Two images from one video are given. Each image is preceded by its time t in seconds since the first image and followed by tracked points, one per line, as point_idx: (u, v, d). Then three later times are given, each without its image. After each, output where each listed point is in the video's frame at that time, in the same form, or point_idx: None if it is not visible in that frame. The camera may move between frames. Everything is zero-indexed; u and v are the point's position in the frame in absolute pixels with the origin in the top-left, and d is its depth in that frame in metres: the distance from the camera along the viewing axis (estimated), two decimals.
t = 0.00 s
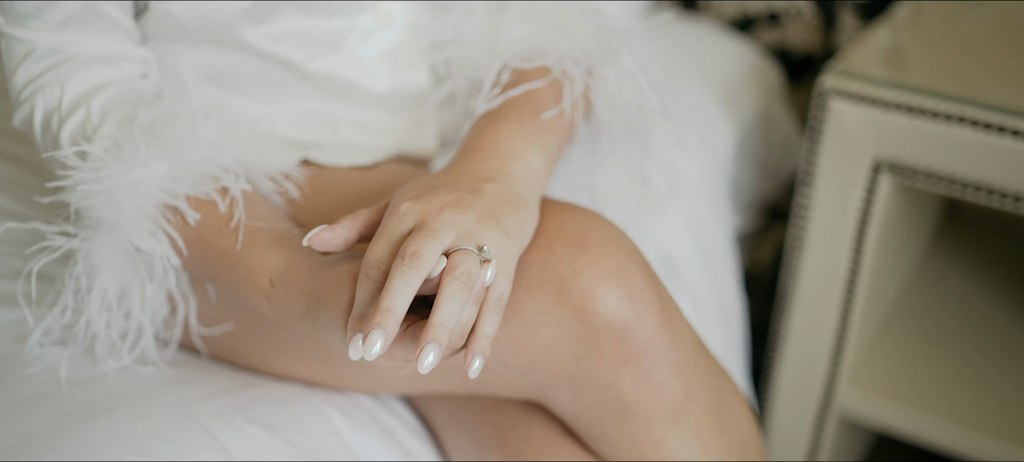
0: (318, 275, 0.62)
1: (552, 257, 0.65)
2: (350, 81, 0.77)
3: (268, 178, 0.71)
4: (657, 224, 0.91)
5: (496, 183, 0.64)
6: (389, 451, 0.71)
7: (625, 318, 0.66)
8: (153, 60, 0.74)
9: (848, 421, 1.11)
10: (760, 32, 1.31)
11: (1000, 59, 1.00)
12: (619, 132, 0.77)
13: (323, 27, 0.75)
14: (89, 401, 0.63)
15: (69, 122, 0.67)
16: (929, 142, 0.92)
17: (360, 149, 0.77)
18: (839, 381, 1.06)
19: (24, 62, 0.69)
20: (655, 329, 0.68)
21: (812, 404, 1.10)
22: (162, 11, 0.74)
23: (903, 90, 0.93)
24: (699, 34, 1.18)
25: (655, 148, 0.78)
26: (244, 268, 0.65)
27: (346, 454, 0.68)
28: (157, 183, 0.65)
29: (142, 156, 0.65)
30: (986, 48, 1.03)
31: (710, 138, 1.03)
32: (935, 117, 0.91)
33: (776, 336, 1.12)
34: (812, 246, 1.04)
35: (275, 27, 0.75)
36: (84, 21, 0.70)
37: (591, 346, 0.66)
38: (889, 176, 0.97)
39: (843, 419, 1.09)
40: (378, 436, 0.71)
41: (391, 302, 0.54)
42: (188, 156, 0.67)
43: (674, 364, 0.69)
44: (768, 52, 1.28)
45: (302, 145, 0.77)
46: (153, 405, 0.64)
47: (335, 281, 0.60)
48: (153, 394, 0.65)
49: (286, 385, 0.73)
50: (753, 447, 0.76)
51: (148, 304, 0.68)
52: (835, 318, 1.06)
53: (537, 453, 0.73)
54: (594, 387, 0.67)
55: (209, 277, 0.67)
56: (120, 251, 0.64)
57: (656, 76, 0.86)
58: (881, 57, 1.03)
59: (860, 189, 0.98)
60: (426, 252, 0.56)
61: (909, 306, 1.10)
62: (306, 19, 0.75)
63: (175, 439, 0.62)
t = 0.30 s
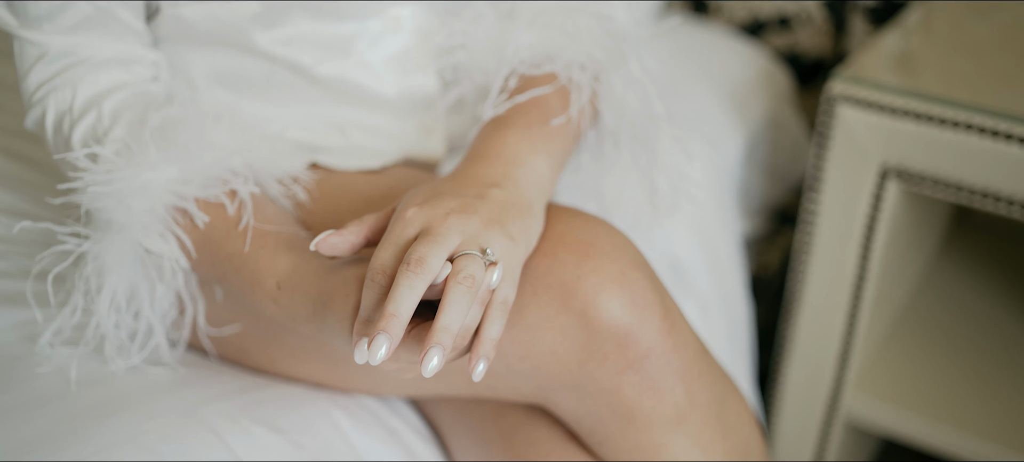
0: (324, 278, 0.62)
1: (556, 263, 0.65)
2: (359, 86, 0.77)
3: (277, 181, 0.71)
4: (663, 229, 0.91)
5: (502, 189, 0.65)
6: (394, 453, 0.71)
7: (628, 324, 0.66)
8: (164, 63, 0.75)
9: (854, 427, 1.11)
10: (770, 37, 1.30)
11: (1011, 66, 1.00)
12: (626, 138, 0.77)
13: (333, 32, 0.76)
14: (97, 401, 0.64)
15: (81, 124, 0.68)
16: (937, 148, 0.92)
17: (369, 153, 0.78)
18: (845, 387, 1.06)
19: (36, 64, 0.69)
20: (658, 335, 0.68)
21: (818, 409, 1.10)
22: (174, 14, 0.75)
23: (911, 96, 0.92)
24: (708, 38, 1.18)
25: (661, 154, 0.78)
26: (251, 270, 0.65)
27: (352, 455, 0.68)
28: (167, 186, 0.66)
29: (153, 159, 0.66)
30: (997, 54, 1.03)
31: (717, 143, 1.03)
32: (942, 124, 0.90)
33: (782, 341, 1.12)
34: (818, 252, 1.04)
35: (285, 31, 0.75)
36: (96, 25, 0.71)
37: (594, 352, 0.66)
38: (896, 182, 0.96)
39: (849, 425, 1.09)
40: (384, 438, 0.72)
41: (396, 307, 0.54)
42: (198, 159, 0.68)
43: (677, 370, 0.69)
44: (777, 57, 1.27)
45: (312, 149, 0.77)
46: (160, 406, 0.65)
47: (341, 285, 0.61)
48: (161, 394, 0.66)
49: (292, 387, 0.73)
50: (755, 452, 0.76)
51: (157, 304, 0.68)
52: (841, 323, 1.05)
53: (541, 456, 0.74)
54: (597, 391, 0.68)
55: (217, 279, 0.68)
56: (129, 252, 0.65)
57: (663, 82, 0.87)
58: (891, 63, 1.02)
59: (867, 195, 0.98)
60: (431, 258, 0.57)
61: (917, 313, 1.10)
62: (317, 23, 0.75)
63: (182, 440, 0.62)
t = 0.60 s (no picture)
0: (323, 285, 0.63)
1: (552, 270, 0.66)
2: (361, 93, 0.78)
3: (278, 187, 0.72)
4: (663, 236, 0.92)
5: (500, 197, 0.65)
6: (394, 457, 0.72)
7: (623, 333, 0.66)
8: (168, 69, 0.76)
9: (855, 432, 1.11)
10: (774, 43, 1.29)
11: (1014, 72, 0.99)
12: (625, 147, 0.77)
13: (335, 40, 0.77)
14: (99, 404, 0.65)
15: (85, 129, 0.69)
16: (937, 156, 0.92)
17: (370, 159, 0.78)
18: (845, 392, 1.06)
19: (43, 70, 0.70)
20: (654, 343, 0.68)
21: (819, 414, 1.11)
22: (178, 21, 0.76)
23: (912, 103, 0.92)
24: (711, 44, 1.17)
25: (661, 162, 0.79)
26: (252, 276, 0.66)
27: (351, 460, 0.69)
28: (169, 192, 0.66)
29: (155, 165, 0.66)
30: (1001, 60, 1.02)
31: (720, 148, 1.03)
32: (943, 132, 0.90)
33: (784, 347, 1.12)
34: (820, 258, 1.04)
35: (286, 39, 0.77)
36: (101, 32, 0.72)
37: (590, 359, 0.66)
38: (897, 189, 0.96)
39: (849, 430, 1.09)
40: (383, 442, 0.73)
41: (394, 317, 0.55)
42: (200, 166, 0.68)
43: (673, 378, 0.70)
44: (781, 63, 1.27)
45: (313, 155, 0.77)
46: (162, 409, 0.66)
47: (341, 291, 0.62)
48: (163, 398, 0.67)
49: (293, 391, 0.74)
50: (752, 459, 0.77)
51: (159, 309, 0.69)
52: (841, 329, 1.05)
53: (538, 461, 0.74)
54: (593, 398, 0.68)
55: (218, 285, 0.69)
56: (132, 257, 0.66)
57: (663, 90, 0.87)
58: (894, 70, 1.02)
59: (868, 202, 0.98)
60: (429, 268, 0.57)
61: (918, 319, 1.10)
62: (319, 31, 0.77)
63: (184, 443, 0.63)
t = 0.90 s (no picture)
0: (322, 294, 0.64)
1: (549, 282, 0.66)
2: (364, 102, 0.79)
3: (280, 196, 0.73)
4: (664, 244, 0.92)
5: (498, 209, 0.66)
6: None
7: (619, 344, 0.67)
8: (173, 78, 0.77)
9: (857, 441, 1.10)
10: (780, 50, 1.29)
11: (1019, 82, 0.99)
12: (625, 158, 0.78)
13: (338, 49, 0.77)
14: (102, 410, 0.66)
15: (91, 138, 0.70)
16: (939, 166, 0.92)
17: (372, 168, 0.79)
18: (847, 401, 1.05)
19: (49, 79, 0.71)
20: (650, 354, 0.69)
21: (821, 424, 1.10)
22: (182, 31, 0.76)
23: (915, 113, 0.92)
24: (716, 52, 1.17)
25: (661, 173, 0.79)
26: (252, 285, 0.67)
27: None
28: (173, 201, 0.67)
29: (159, 174, 0.67)
30: (1005, 70, 1.02)
31: (722, 155, 1.03)
32: (944, 143, 0.90)
33: (786, 355, 1.12)
34: (822, 267, 1.03)
35: (290, 49, 0.77)
36: (107, 41, 0.73)
37: (586, 370, 0.67)
38: (899, 199, 0.96)
39: (851, 438, 1.08)
40: (384, 449, 0.74)
41: (392, 329, 0.56)
42: (203, 175, 0.69)
43: (669, 389, 0.70)
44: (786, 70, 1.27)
45: (316, 163, 0.78)
46: (165, 415, 0.66)
47: (339, 301, 0.62)
48: (165, 405, 0.68)
49: (296, 397, 0.75)
50: None
51: (162, 316, 0.71)
52: (844, 339, 1.05)
53: None
54: (589, 409, 0.69)
55: (220, 292, 0.70)
56: (136, 265, 0.67)
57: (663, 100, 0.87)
58: (899, 79, 1.02)
59: (870, 212, 0.98)
60: (427, 281, 0.58)
61: (920, 328, 1.10)
62: (322, 41, 0.77)
63: (186, 450, 0.64)
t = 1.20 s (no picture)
0: (325, 308, 0.65)
1: (550, 297, 0.67)
2: (369, 116, 0.79)
3: (285, 209, 0.74)
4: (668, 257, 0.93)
5: (500, 225, 0.67)
6: None
7: (618, 360, 0.67)
8: (182, 91, 0.78)
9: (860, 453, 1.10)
10: (787, 60, 1.28)
11: None
12: (627, 173, 0.78)
13: (344, 64, 0.78)
14: (109, 421, 0.67)
15: (100, 151, 0.71)
16: (943, 181, 0.91)
17: (377, 182, 0.79)
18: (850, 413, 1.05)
19: (60, 93, 0.72)
20: (649, 370, 0.69)
21: (824, 436, 1.10)
22: (191, 46, 0.77)
23: (920, 128, 0.92)
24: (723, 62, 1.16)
25: (664, 188, 0.79)
26: (257, 298, 0.68)
27: None
28: (179, 214, 0.68)
29: (166, 187, 0.68)
30: (1013, 83, 1.01)
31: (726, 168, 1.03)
32: (948, 158, 0.90)
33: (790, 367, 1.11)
34: (826, 279, 1.03)
35: (297, 63, 0.77)
36: (117, 55, 0.74)
37: (586, 385, 0.67)
38: (903, 213, 0.96)
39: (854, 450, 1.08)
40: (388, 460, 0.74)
41: (395, 346, 0.57)
42: (209, 188, 0.70)
43: (668, 404, 0.71)
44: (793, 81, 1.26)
45: (321, 176, 0.79)
46: (170, 426, 0.67)
47: (342, 316, 0.63)
48: (171, 415, 0.69)
49: (301, 408, 0.76)
50: None
51: (168, 328, 0.72)
52: (848, 351, 1.05)
53: None
54: (589, 423, 0.70)
55: (226, 304, 0.71)
56: (143, 276, 0.68)
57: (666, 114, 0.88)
58: (905, 92, 1.02)
59: (874, 225, 0.98)
60: (428, 297, 0.58)
61: (924, 341, 1.10)
62: (328, 55, 0.78)
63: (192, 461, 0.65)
